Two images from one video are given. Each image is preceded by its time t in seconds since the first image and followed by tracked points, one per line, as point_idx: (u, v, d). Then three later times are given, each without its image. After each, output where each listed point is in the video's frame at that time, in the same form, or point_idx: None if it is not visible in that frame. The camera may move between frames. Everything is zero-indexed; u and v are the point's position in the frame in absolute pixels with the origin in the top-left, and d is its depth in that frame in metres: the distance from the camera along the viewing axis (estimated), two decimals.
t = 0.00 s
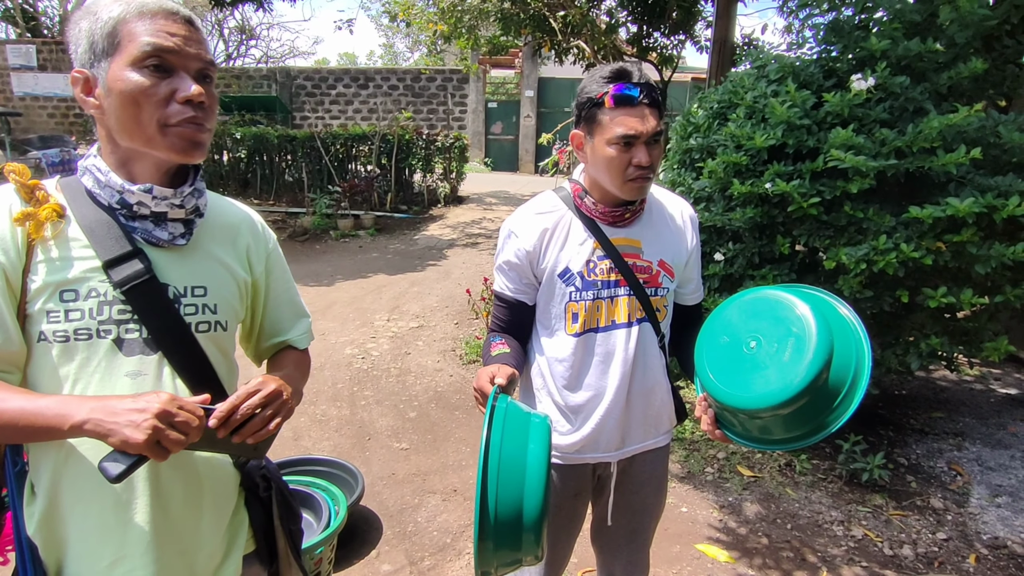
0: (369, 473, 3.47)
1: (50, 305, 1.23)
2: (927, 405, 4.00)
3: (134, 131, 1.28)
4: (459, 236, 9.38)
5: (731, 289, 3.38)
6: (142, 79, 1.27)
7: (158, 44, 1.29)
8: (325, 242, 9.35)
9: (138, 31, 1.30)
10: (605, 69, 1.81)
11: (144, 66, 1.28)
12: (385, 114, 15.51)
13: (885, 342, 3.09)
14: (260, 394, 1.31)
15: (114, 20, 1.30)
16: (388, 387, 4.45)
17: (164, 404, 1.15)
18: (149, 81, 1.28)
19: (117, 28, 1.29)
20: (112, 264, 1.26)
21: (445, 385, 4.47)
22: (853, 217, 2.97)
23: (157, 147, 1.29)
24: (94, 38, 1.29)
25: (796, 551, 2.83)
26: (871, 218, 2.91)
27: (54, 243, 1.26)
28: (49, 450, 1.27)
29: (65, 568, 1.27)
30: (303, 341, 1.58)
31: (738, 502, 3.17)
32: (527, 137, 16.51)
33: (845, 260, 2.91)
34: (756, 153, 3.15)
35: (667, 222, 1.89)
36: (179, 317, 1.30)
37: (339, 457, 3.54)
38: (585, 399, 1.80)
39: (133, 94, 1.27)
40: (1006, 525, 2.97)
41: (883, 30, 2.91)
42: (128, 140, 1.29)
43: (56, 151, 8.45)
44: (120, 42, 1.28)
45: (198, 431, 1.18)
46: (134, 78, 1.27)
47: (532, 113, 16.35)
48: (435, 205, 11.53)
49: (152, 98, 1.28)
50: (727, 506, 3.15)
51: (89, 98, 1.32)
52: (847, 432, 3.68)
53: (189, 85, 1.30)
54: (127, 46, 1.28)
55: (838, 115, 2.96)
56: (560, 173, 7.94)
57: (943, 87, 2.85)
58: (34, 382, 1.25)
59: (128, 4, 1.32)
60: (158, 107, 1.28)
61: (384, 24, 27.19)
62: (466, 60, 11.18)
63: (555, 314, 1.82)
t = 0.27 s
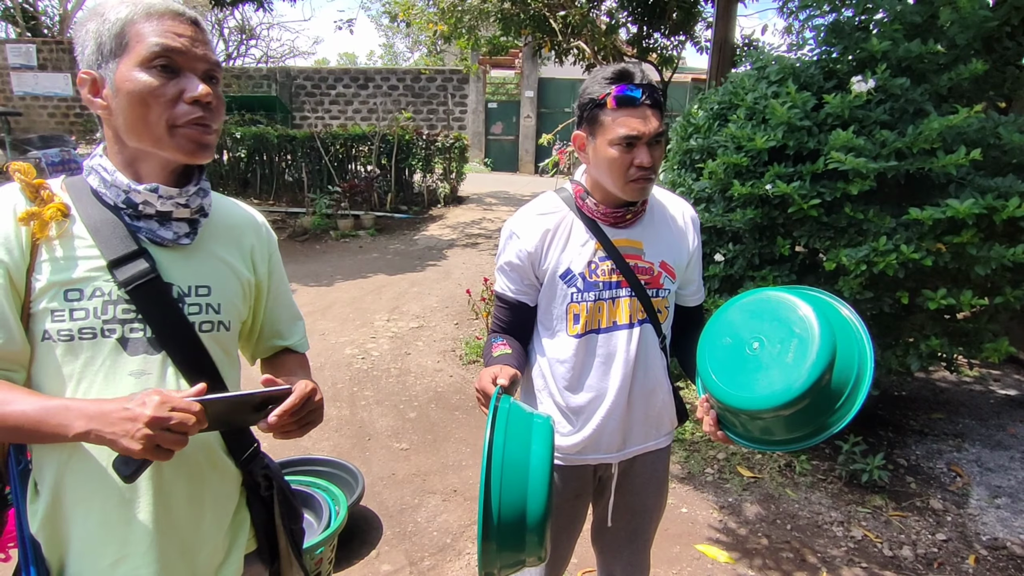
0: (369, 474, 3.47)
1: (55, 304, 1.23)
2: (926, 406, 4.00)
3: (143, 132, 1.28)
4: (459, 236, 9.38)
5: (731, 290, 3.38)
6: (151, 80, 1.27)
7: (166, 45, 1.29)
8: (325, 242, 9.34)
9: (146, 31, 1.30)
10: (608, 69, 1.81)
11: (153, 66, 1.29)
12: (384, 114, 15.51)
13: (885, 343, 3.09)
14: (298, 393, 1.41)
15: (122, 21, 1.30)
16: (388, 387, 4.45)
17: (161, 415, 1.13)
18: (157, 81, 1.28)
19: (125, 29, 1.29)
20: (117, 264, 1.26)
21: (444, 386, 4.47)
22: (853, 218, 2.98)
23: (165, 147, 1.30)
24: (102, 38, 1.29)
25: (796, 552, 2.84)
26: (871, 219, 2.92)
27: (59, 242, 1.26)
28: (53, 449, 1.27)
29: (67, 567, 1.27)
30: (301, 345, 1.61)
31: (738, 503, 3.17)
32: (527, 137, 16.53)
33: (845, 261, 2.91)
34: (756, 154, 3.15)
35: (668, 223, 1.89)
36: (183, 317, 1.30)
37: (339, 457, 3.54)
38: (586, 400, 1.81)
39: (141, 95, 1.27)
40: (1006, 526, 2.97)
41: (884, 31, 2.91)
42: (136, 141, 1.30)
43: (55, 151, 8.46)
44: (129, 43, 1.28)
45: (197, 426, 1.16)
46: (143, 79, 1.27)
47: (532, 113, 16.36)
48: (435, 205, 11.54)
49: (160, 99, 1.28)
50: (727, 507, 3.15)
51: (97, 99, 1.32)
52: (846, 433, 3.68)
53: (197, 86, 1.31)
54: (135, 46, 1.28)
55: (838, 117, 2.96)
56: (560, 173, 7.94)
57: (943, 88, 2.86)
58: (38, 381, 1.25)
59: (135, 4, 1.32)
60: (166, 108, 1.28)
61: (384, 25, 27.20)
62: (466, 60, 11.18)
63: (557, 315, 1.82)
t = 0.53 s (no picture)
0: (368, 474, 3.47)
1: (57, 302, 1.23)
2: (927, 406, 4.00)
3: (150, 135, 1.29)
4: (459, 236, 9.38)
5: (731, 289, 3.38)
6: (161, 82, 1.27)
7: (177, 48, 1.29)
8: (325, 241, 9.34)
9: (157, 33, 1.29)
10: (609, 69, 1.81)
11: (162, 68, 1.28)
12: (384, 113, 15.50)
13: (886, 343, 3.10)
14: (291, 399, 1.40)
15: (133, 22, 1.30)
16: (388, 387, 4.45)
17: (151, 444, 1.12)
18: (167, 84, 1.28)
19: (136, 30, 1.29)
20: (120, 262, 1.26)
21: (444, 385, 4.47)
22: (854, 219, 2.98)
23: (172, 151, 1.30)
24: (112, 39, 1.29)
25: (796, 552, 2.83)
26: (871, 219, 2.91)
27: (61, 240, 1.25)
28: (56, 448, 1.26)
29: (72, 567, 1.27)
30: (295, 347, 1.62)
31: (738, 503, 3.17)
32: (528, 137, 16.53)
33: (846, 261, 2.91)
34: (757, 154, 3.15)
35: (670, 223, 1.89)
36: (185, 314, 1.30)
37: (339, 457, 3.54)
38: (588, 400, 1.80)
39: (150, 97, 1.27)
40: (1006, 526, 2.97)
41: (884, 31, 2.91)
42: (143, 143, 1.30)
43: (55, 150, 8.47)
44: (139, 44, 1.28)
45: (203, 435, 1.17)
46: (152, 81, 1.27)
47: (532, 113, 16.36)
48: (435, 205, 11.54)
49: (169, 103, 1.28)
50: (727, 507, 3.15)
51: (103, 97, 1.31)
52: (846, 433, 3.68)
53: (206, 90, 1.31)
54: (146, 48, 1.28)
55: (839, 117, 2.96)
56: (560, 173, 7.95)
57: (943, 88, 2.85)
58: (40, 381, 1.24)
59: (146, 5, 1.32)
60: (175, 111, 1.28)
61: (384, 24, 27.20)
62: (466, 60, 11.18)
63: (558, 315, 1.81)
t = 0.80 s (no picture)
0: (368, 472, 3.46)
1: (59, 299, 1.21)
2: (926, 405, 4.00)
3: (216, 168, 1.35)
4: (458, 235, 9.38)
5: (731, 289, 3.38)
6: (249, 129, 1.35)
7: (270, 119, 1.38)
8: (324, 240, 9.33)
9: (265, 99, 1.36)
10: (605, 68, 1.81)
11: (252, 132, 1.36)
12: (384, 112, 15.49)
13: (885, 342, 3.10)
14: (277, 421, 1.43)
15: (252, 78, 1.34)
16: (387, 386, 4.45)
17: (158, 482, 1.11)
18: (248, 147, 1.36)
19: (252, 87, 1.33)
20: (127, 260, 1.25)
21: (444, 384, 4.47)
22: (854, 218, 2.97)
23: (227, 189, 1.39)
24: (225, 81, 1.31)
25: (795, 551, 2.83)
26: (871, 219, 2.91)
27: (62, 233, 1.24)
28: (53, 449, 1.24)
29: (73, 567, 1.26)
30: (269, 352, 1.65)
31: (737, 502, 3.17)
32: (527, 136, 16.53)
33: (845, 260, 2.91)
34: (756, 153, 3.14)
35: (670, 222, 1.89)
36: (190, 313, 1.31)
37: (338, 456, 3.54)
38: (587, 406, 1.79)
39: (233, 155, 1.34)
40: (1006, 526, 2.97)
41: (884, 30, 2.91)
42: (204, 169, 1.34)
43: (54, 148, 8.47)
44: (248, 103, 1.33)
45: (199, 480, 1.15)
46: (242, 142, 1.34)
47: (531, 112, 16.36)
48: (434, 204, 11.53)
49: (242, 164, 1.37)
50: (727, 506, 3.15)
51: (180, 116, 1.30)
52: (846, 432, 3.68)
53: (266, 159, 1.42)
54: (251, 109, 1.34)
55: (838, 116, 2.96)
56: (559, 172, 7.94)
57: (944, 88, 2.85)
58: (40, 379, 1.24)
59: (265, 66, 1.36)
60: (242, 171, 1.37)
61: (384, 23, 27.19)
62: (466, 59, 11.17)
63: (557, 314, 1.81)
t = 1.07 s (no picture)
0: (368, 472, 3.46)
1: (78, 295, 1.19)
2: (926, 404, 4.00)
3: (229, 185, 1.35)
4: (458, 234, 9.38)
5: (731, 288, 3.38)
6: (266, 154, 1.38)
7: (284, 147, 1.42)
8: (324, 240, 9.33)
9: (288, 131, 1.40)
10: (601, 65, 1.81)
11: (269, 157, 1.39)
12: (384, 111, 15.48)
13: (886, 341, 3.10)
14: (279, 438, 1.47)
15: (285, 112, 1.37)
16: (387, 385, 4.45)
17: (195, 479, 1.18)
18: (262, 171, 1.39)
19: (283, 119, 1.36)
20: (145, 261, 1.25)
21: (444, 383, 4.47)
22: (854, 217, 2.98)
23: (231, 207, 1.39)
24: (264, 112, 1.32)
25: (795, 550, 2.83)
26: (871, 218, 2.91)
27: (82, 227, 1.20)
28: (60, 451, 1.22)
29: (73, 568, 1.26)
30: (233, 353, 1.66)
31: (738, 501, 3.17)
32: (527, 135, 16.53)
33: (846, 259, 2.91)
34: (757, 152, 3.14)
35: (670, 221, 1.89)
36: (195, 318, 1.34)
37: (338, 455, 3.54)
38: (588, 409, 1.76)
39: (249, 177, 1.37)
40: (1005, 525, 2.97)
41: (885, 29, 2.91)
42: (217, 186, 1.33)
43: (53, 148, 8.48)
44: (277, 133, 1.36)
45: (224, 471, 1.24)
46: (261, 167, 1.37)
47: (531, 112, 16.36)
48: (434, 203, 11.53)
49: (252, 185, 1.40)
50: (727, 505, 3.15)
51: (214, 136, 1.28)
52: (846, 432, 3.68)
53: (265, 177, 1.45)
54: (277, 140, 1.37)
55: (839, 115, 2.96)
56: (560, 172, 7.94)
57: (944, 87, 2.85)
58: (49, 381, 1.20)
59: (292, 99, 1.40)
60: (250, 190, 1.40)
61: (384, 22, 27.17)
62: (466, 59, 11.17)
63: (557, 313, 1.81)
